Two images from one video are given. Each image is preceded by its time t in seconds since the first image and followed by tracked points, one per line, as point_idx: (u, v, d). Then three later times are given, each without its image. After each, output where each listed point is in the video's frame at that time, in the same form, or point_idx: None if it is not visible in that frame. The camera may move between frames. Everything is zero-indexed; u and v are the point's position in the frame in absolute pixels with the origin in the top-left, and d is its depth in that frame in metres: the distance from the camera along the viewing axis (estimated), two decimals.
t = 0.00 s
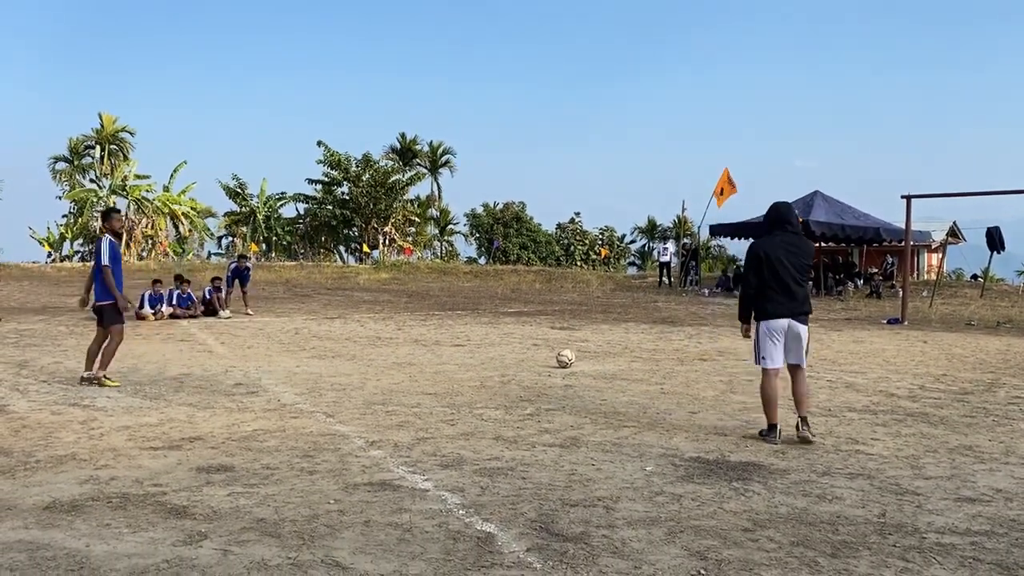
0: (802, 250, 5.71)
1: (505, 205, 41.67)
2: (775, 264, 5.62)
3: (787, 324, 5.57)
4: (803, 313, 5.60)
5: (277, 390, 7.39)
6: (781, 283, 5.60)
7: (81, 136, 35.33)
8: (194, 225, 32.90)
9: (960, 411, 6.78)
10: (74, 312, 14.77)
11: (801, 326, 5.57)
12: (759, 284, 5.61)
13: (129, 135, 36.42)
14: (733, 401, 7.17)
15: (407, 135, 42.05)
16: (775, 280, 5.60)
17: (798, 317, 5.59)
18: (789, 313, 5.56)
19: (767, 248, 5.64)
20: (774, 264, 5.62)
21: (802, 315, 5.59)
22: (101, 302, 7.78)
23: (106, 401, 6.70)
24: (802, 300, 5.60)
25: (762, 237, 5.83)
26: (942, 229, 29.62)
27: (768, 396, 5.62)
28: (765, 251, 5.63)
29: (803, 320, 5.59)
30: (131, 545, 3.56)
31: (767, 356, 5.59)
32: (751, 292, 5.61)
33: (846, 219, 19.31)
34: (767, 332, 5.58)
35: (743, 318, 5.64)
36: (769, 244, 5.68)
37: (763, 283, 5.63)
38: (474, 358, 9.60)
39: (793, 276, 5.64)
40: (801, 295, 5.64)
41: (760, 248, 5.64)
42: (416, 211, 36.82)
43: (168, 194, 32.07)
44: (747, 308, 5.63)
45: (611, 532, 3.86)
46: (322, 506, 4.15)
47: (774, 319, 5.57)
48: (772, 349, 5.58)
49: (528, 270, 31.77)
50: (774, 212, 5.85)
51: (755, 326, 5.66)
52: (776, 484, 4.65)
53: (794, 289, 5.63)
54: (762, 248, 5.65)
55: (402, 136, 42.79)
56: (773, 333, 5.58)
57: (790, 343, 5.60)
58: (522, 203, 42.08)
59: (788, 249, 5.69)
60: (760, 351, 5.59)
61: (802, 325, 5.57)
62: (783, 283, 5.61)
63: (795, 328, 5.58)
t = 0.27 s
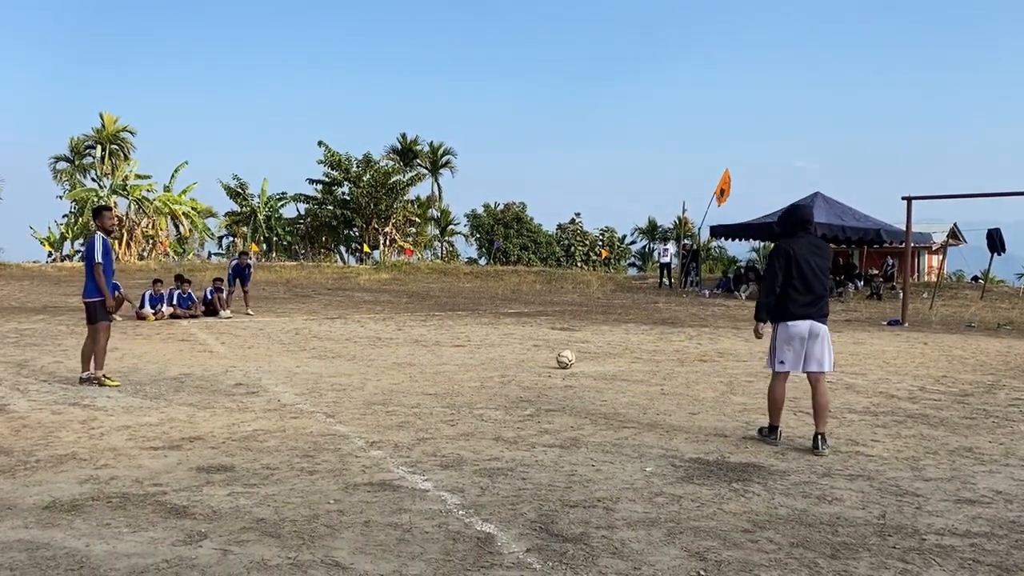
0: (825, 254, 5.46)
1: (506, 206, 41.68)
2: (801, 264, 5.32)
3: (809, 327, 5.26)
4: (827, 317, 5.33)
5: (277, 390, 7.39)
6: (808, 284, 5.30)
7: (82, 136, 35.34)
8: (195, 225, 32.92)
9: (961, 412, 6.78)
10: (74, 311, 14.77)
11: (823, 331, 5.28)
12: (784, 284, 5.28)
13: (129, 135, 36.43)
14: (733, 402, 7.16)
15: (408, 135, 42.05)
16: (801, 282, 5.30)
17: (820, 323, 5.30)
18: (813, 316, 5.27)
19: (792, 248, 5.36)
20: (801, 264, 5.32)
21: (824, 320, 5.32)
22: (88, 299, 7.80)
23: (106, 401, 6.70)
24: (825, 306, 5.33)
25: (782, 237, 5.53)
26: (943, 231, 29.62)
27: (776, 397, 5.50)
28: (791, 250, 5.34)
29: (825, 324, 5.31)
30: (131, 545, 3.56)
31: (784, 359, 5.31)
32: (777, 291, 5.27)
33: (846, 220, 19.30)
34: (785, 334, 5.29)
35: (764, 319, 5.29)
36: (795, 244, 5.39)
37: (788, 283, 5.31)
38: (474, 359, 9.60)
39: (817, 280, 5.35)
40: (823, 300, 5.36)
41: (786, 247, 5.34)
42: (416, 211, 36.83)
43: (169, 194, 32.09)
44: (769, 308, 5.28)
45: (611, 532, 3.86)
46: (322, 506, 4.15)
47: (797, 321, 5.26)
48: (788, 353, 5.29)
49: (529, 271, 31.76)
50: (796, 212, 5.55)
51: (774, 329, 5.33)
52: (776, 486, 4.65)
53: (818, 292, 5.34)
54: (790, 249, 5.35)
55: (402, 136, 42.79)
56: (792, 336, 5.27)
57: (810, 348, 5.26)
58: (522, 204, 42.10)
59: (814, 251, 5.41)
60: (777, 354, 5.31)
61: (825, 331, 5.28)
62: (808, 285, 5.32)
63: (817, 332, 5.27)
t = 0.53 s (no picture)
0: (840, 254, 5.39)
1: (505, 206, 41.68)
2: (816, 264, 5.26)
3: (821, 329, 5.21)
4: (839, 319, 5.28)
5: (277, 390, 7.39)
6: (821, 285, 5.24)
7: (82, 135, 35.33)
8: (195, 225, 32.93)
9: (960, 413, 6.78)
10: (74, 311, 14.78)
11: (835, 333, 5.24)
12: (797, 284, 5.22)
13: (129, 135, 36.43)
14: (732, 403, 7.16)
15: (408, 136, 42.02)
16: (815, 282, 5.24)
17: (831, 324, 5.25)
18: (825, 317, 5.22)
19: (806, 247, 5.29)
20: (815, 264, 5.26)
21: (837, 322, 5.26)
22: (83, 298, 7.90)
23: (105, 400, 6.71)
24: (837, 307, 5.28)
25: (796, 237, 5.47)
26: (942, 232, 29.64)
27: (781, 397, 5.45)
28: (805, 249, 5.27)
29: (837, 326, 5.25)
30: (130, 545, 3.56)
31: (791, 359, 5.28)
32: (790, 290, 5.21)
33: (846, 222, 19.30)
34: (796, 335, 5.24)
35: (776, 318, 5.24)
36: (809, 243, 5.33)
37: (801, 282, 5.25)
38: (474, 359, 9.60)
39: (830, 280, 5.30)
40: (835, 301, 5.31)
41: (800, 245, 5.28)
42: (416, 212, 36.81)
43: (169, 194, 32.09)
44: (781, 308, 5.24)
45: (610, 533, 3.86)
46: (322, 506, 4.15)
47: (809, 322, 5.20)
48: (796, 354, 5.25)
49: (528, 271, 31.75)
50: (812, 211, 5.48)
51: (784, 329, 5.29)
52: (775, 486, 4.65)
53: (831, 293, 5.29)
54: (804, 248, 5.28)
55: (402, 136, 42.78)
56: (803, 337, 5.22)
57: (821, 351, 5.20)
58: (522, 204, 42.10)
59: (829, 250, 5.34)
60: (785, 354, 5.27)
61: (836, 332, 5.24)
62: (821, 285, 5.26)
63: (828, 334, 5.23)
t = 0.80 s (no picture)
0: (840, 254, 5.37)
1: (503, 207, 41.69)
2: (814, 265, 5.25)
3: (820, 331, 5.21)
4: (838, 319, 5.26)
5: (274, 390, 7.38)
6: (818, 285, 5.23)
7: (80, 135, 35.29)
8: (192, 225, 32.89)
9: (956, 414, 6.79)
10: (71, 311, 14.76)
11: (833, 334, 5.23)
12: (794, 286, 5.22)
13: (127, 135, 36.39)
14: (729, 403, 7.17)
15: (406, 136, 41.98)
16: (812, 284, 5.23)
17: (831, 325, 5.23)
18: (822, 318, 5.21)
19: (803, 247, 5.29)
20: (811, 264, 5.25)
21: (835, 322, 5.24)
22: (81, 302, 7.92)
23: (102, 400, 6.70)
24: (837, 308, 5.25)
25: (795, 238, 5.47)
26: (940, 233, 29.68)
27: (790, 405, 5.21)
28: (801, 250, 5.28)
29: (836, 327, 5.24)
30: (127, 544, 3.56)
31: (794, 365, 5.23)
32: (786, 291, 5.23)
33: (844, 223, 19.32)
34: (796, 338, 5.21)
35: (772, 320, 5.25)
36: (806, 244, 5.33)
37: (798, 283, 5.25)
38: (472, 359, 9.61)
39: (829, 281, 5.28)
40: (836, 301, 5.29)
41: (796, 246, 5.28)
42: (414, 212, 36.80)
43: (167, 194, 32.07)
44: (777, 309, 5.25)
45: (607, 533, 3.87)
46: (319, 506, 4.15)
47: (807, 323, 5.20)
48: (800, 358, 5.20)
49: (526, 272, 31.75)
50: (812, 212, 5.48)
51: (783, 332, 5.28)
52: (772, 487, 4.66)
53: (830, 294, 5.27)
54: (801, 250, 5.28)
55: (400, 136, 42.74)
56: (804, 340, 5.21)
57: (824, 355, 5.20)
58: (520, 205, 42.11)
59: (827, 251, 5.33)
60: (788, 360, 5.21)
61: (835, 333, 5.23)
62: (819, 286, 5.25)
63: (828, 336, 5.23)
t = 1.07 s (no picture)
0: (830, 254, 5.38)
1: (498, 207, 41.71)
2: (804, 267, 5.26)
3: (815, 332, 5.21)
4: (831, 319, 5.26)
5: (267, 390, 7.37)
6: (809, 287, 5.24)
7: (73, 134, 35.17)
8: (186, 225, 32.81)
9: (949, 414, 6.81)
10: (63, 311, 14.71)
11: (828, 335, 5.24)
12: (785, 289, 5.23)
13: (120, 134, 36.28)
14: (723, 403, 7.18)
15: (400, 136, 41.92)
16: (804, 285, 5.24)
17: (824, 326, 5.24)
18: (815, 319, 5.21)
19: (792, 250, 5.30)
20: (801, 266, 5.26)
21: (828, 322, 5.25)
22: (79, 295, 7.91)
23: (95, 400, 6.68)
24: (829, 308, 5.26)
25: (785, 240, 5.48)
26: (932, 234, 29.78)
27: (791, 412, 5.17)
28: (790, 253, 5.29)
29: (830, 328, 5.25)
30: (120, 545, 3.55)
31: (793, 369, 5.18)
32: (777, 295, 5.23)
33: (837, 224, 19.37)
34: (794, 340, 5.17)
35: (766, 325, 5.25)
36: (795, 246, 5.34)
37: (790, 285, 5.26)
38: (466, 360, 9.61)
39: (821, 282, 5.29)
40: (828, 301, 5.29)
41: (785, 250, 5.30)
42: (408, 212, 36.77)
43: (160, 194, 31.97)
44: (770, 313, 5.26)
45: (600, 533, 3.87)
46: (313, 506, 4.14)
47: (802, 325, 5.19)
48: (799, 362, 5.17)
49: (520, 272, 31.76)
50: (800, 213, 5.49)
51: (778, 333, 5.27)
52: (765, 487, 4.67)
53: (823, 295, 5.28)
54: (790, 252, 5.29)
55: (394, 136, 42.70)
56: (801, 341, 5.17)
57: (818, 356, 5.23)
58: (514, 205, 42.13)
59: (817, 252, 5.34)
60: (786, 364, 5.17)
61: (830, 334, 5.24)
62: (811, 288, 5.26)
63: (822, 336, 5.24)
